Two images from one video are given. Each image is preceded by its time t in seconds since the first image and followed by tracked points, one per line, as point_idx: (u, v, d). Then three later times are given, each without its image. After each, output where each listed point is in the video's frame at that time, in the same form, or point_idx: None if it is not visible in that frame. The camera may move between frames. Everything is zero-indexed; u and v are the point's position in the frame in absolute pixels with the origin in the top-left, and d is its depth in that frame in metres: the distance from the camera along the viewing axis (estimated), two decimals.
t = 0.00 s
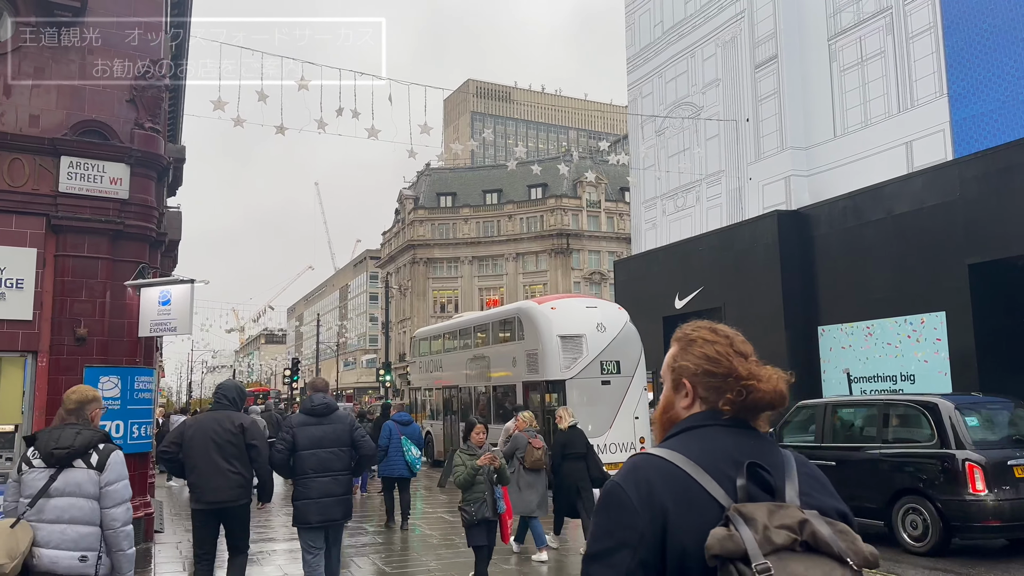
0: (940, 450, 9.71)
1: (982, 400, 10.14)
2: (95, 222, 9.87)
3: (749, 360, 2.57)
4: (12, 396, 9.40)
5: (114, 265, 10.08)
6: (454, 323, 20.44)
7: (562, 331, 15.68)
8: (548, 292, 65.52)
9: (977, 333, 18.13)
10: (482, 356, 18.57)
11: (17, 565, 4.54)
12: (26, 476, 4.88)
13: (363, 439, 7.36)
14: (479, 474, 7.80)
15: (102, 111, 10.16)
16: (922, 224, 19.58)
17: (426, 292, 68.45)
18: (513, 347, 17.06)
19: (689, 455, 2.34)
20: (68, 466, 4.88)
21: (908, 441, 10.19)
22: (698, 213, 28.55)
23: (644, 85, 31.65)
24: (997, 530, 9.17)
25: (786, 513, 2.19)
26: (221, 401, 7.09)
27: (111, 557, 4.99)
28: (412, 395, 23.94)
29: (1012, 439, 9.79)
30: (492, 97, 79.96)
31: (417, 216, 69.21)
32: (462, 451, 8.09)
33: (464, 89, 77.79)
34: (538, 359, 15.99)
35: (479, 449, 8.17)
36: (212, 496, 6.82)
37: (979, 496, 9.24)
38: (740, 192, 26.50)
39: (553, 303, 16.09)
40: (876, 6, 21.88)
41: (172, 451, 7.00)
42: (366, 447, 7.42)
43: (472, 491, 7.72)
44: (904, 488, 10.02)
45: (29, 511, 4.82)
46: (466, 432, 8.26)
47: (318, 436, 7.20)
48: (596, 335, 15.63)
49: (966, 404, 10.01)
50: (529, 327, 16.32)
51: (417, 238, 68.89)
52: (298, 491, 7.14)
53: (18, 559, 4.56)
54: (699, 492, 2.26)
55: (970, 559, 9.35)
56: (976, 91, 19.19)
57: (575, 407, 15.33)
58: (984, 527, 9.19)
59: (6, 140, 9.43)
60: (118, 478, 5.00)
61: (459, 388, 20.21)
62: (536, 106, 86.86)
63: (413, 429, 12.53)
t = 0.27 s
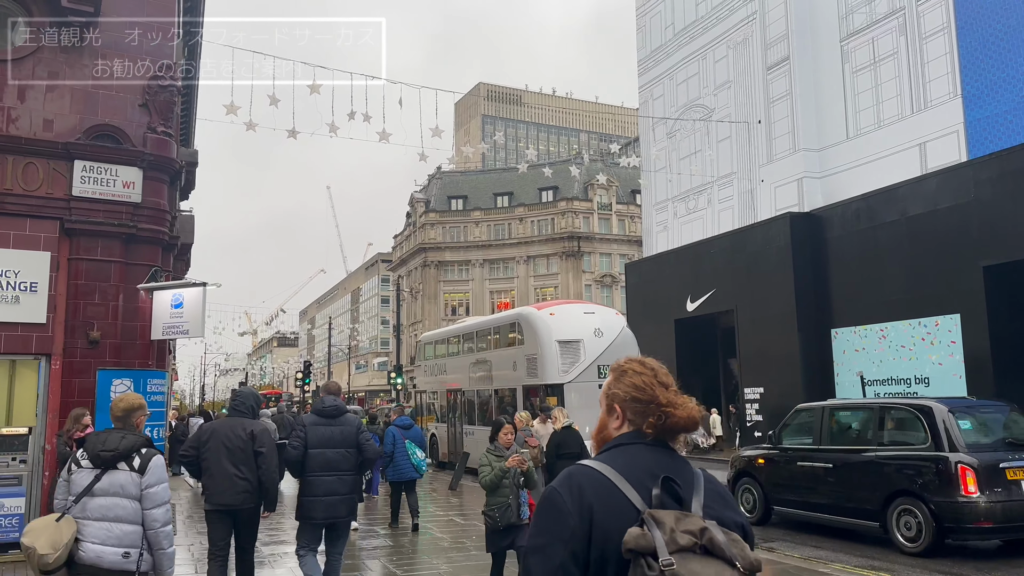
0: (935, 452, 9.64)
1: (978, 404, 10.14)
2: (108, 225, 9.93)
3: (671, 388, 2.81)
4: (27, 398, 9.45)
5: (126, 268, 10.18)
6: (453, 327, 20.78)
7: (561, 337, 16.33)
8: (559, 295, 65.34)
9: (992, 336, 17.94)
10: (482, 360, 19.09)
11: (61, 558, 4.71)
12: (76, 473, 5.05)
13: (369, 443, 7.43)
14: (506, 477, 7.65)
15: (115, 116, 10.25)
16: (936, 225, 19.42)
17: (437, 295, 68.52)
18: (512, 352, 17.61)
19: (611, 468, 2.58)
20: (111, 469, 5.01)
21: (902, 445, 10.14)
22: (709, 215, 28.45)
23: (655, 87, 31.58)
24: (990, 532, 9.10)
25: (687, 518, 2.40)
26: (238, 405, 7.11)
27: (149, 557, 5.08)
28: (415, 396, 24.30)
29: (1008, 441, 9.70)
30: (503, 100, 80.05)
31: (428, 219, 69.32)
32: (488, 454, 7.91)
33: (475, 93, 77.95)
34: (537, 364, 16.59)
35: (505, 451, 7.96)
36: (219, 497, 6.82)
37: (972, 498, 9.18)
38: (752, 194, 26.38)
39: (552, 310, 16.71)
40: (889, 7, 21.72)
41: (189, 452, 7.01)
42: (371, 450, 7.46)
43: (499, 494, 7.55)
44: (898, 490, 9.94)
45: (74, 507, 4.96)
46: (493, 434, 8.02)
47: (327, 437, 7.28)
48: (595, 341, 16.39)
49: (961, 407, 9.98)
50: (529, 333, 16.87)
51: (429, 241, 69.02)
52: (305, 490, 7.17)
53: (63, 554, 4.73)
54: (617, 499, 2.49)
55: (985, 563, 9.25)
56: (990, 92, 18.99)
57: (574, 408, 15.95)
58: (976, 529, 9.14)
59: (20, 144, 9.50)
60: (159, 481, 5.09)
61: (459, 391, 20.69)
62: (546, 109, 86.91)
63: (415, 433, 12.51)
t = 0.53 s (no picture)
0: (917, 455, 9.70)
1: (961, 408, 10.15)
2: (119, 229, 9.98)
3: (604, 369, 3.10)
4: (39, 401, 9.51)
5: (137, 272, 10.22)
6: (453, 333, 20.92)
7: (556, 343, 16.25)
8: (569, 298, 65.17)
9: (1005, 339, 17.79)
10: (483, 365, 19.23)
11: (124, 555, 4.91)
12: (129, 470, 5.20)
13: (376, 441, 7.58)
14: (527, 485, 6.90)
15: (126, 120, 10.31)
16: (948, 228, 19.28)
17: (447, 298, 68.56)
18: (511, 357, 17.69)
19: (554, 444, 2.86)
20: (166, 470, 5.18)
21: (887, 448, 10.17)
22: (719, 218, 28.36)
23: (665, 90, 31.53)
24: (967, 532, 9.19)
25: (620, 483, 2.67)
26: (255, 404, 7.12)
27: (196, 548, 5.31)
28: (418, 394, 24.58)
29: (987, 444, 9.79)
30: (512, 104, 80.06)
31: (438, 223, 69.40)
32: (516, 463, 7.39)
33: (485, 96, 78.03)
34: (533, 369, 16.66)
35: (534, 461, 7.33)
36: (237, 494, 6.82)
37: (951, 499, 9.26)
38: (763, 196, 26.26)
39: (548, 316, 16.62)
40: (900, 8, 21.60)
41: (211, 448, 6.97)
42: (376, 447, 7.64)
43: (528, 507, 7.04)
44: (880, 491, 10.00)
45: (133, 505, 5.11)
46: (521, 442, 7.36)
47: (337, 437, 7.31)
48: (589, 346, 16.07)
49: (944, 410, 10.01)
50: (526, 338, 16.89)
51: (438, 244, 69.10)
52: (315, 488, 7.19)
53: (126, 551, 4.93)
54: (561, 471, 2.78)
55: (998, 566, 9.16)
56: (1002, 94, 18.84)
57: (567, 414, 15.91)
58: (956, 529, 9.22)
59: (33, 149, 9.57)
60: (208, 479, 5.31)
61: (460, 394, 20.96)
62: (556, 113, 86.88)
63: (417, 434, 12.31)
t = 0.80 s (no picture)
0: (888, 458, 9.79)
1: (937, 411, 10.15)
2: (128, 233, 10.02)
3: (542, 397, 3.11)
4: (48, 403, 9.67)
5: (147, 276, 10.21)
6: (451, 339, 21.69)
7: (551, 348, 17.12)
8: (577, 302, 64.99)
9: (1017, 342, 17.65)
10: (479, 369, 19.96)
11: (163, 548, 4.95)
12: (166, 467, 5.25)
13: (375, 445, 7.60)
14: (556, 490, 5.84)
15: (136, 124, 10.37)
16: (959, 230, 19.15)
17: (456, 301, 68.59)
18: (507, 362, 18.49)
19: (492, 467, 2.90)
20: (204, 468, 5.25)
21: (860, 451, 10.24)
22: (728, 221, 28.26)
23: (673, 93, 31.47)
24: (936, 531, 9.32)
25: (554, 497, 2.75)
26: (260, 411, 7.10)
27: (228, 543, 5.39)
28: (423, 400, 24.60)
29: (958, 447, 9.87)
30: (520, 107, 80.09)
31: (446, 226, 69.48)
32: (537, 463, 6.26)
33: (494, 100, 78.08)
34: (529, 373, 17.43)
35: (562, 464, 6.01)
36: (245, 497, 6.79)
37: (921, 499, 9.37)
38: (772, 199, 26.14)
39: (544, 322, 17.53)
40: (909, 10, 21.49)
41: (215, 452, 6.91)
42: (375, 452, 7.66)
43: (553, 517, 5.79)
44: (854, 492, 10.09)
45: (170, 501, 5.16)
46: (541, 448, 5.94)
47: (336, 445, 7.28)
48: (584, 351, 17.15)
49: (915, 412, 10.04)
50: (522, 344, 17.74)
51: (447, 248, 69.16)
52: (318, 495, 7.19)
53: (164, 544, 4.97)
54: (499, 492, 2.82)
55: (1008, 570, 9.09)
56: (1013, 96, 18.70)
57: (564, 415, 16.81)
58: (926, 527, 9.34)
59: (43, 154, 9.65)
60: (242, 478, 5.39)
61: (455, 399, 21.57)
62: (564, 115, 86.84)
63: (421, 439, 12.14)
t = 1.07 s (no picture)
0: (852, 458, 10.11)
1: (901, 415, 10.45)
2: (138, 237, 10.05)
3: (497, 386, 3.46)
4: (58, 405, 9.81)
5: (156, 279, 10.24)
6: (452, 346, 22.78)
7: (545, 353, 18.30)
8: (585, 305, 64.80)
9: None
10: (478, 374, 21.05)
11: (201, 546, 5.12)
12: (199, 470, 5.46)
13: (376, 441, 7.55)
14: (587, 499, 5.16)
15: (145, 128, 10.42)
16: (969, 233, 19.05)
17: (463, 304, 68.61)
18: (504, 367, 19.61)
19: (448, 450, 3.28)
20: (233, 469, 5.45)
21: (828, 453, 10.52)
22: (736, 223, 28.19)
23: (681, 95, 31.41)
24: (897, 527, 9.60)
25: (498, 478, 3.09)
26: (255, 412, 7.18)
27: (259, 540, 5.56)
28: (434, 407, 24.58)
29: (920, 449, 10.14)
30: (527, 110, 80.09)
31: (454, 229, 69.53)
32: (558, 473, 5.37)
33: (501, 103, 78.09)
34: (524, 378, 18.54)
35: (585, 470, 5.37)
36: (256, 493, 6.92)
37: (883, 498, 9.66)
38: (781, 201, 26.04)
39: (538, 329, 18.73)
40: (918, 11, 21.38)
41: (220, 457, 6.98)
42: (377, 447, 7.56)
43: (577, 522, 5.13)
44: (822, 490, 10.37)
45: (202, 502, 5.37)
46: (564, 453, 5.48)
47: (336, 442, 7.28)
48: (575, 356, 18.36)
49: (879, 416, 10.36)
50: (517, 350, 18.90)
51: (454, 251, 69.20)
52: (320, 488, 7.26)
53: (201, 541, 5.14)
54: (452, 472, 3.20)
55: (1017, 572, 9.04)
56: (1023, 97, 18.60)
57: (556, 417, 17.90)
58: (887, 525, 9.64)
59: (53, 158, 9.69)
60: (268, 477, 5.57)
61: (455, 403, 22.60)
62: (571, 118, 86.80)
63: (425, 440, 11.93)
